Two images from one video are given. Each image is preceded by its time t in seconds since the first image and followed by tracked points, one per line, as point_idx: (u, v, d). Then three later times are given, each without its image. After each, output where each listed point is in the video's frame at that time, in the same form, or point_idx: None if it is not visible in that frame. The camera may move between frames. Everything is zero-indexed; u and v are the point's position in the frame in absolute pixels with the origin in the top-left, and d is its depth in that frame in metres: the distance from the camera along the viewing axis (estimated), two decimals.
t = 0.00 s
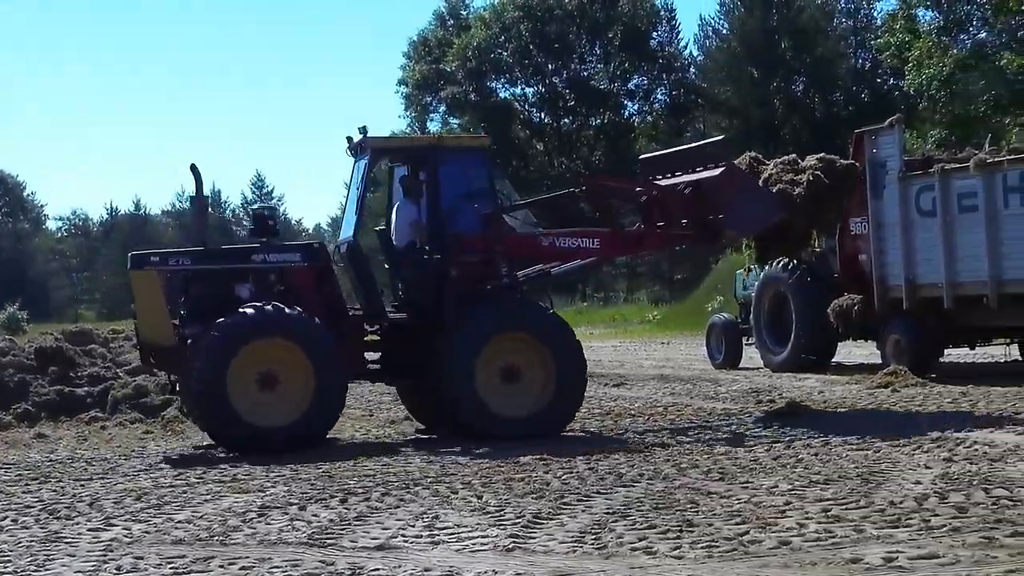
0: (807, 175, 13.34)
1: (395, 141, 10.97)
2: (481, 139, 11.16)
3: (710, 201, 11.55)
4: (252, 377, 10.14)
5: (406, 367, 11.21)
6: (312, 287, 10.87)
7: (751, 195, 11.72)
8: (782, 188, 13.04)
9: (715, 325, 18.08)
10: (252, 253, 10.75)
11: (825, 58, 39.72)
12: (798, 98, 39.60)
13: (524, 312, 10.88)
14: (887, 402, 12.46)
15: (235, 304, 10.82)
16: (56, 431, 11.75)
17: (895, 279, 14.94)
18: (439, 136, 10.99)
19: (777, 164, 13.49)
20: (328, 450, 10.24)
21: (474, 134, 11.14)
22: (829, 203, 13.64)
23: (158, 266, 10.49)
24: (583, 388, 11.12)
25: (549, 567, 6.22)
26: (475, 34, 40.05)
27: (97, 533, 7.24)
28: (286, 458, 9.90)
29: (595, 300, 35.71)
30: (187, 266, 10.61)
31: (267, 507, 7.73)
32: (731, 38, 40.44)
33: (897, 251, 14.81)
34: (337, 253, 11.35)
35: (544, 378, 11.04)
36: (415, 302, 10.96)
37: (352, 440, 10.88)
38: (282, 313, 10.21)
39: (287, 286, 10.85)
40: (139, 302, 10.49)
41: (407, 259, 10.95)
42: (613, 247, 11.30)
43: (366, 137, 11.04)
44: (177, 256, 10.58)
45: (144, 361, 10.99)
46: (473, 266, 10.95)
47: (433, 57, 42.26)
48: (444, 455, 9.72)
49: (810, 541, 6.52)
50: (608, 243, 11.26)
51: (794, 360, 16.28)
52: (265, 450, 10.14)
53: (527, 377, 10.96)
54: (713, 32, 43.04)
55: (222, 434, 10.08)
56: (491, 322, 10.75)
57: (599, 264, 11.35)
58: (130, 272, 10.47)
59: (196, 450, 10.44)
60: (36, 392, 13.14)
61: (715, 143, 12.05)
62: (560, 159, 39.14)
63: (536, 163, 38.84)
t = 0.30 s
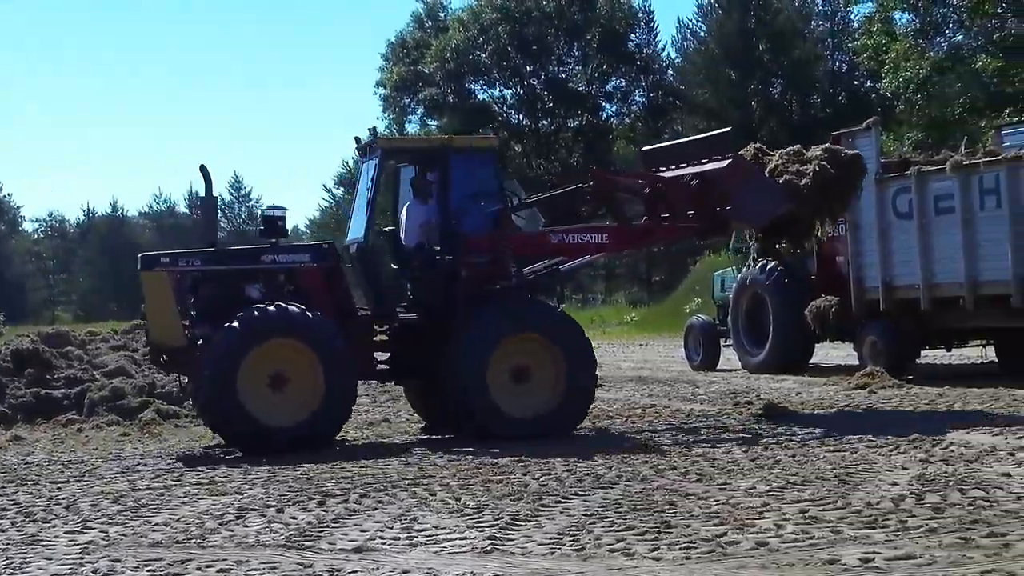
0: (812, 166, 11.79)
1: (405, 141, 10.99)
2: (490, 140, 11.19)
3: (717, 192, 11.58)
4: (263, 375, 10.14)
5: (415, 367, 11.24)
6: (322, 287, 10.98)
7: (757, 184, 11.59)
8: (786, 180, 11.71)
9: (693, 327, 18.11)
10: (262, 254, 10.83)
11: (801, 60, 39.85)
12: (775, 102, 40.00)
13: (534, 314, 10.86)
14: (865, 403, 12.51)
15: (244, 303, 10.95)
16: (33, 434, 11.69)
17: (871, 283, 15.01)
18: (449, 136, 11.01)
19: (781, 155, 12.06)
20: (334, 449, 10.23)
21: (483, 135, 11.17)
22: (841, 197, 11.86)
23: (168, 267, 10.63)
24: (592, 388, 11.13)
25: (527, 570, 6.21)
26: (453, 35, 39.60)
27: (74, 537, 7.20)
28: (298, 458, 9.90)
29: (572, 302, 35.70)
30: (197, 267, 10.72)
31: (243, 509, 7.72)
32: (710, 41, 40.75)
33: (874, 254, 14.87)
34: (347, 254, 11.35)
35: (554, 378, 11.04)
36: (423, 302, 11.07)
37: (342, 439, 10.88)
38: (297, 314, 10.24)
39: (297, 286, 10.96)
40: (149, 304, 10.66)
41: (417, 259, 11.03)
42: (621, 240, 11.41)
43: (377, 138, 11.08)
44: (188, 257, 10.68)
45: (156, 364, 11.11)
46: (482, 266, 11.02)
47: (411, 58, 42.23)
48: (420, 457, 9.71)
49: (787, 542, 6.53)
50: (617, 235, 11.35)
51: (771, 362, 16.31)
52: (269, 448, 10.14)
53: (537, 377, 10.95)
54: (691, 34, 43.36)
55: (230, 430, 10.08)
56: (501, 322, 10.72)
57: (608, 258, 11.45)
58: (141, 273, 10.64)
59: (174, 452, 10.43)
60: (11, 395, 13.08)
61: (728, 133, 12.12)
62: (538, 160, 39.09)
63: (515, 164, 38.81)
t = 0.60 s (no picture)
0: (811, 158, 12.12)
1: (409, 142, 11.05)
2: (493, 141, 11.33)
3: (717, 183, 11.73)
4: (265, 375, 10.19)
5: (419, 366, 11.20)
6: (323, 287, 11.08)
7: (756, 175, 11.78)
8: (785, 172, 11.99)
9: (665, 328, 18.14)
10: (264, 254, 10.93)
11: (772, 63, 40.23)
12: (748, 104, 40.22)
13: (540, 314, 10.86)
14: (837, 404, 12.56)
15: (246, 304, 11.10)
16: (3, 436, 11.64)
17: (842, 283, 15.09)
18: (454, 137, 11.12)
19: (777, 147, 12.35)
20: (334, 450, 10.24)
21: (486, 136, 11.31)
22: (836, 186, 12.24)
23: (171, 268, 10.69)
24: (596, 389, 11.12)
25: (500, 571, 6.20)
26: (426, 37, 39.75)
27: (44, 539, 7.18)
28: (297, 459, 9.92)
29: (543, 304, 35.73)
30: (200, 267, 10.81)
31: (215, 511, 7.71)
32: (682, 44, 40.76)
33: (846, 256, 14.92)
34: (347, 255, 11.45)
35: (559, 378, 11.02)
36: (426, 302, 11.11)
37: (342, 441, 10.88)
38: (301, 315, 10.28)
39: (299, 286, 11.09)
40: (151, 304, 10.74)
41: (421, 259, 11.06)
42: (622, 236, 11.42)
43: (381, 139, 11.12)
44: (191, 257, 10.77)
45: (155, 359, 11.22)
46: (484, 265, 11.09)
47: (383, 60, 42.22)
48: (392, 458, 9.71)
49: (758, 542, 6.55)
50: (618, 231, 11.39)
51: (743, 361, 16.33)
52: (269, 448, 10.16)
53: (541, 376, 10.94)
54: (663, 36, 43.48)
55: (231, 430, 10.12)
56: (506, 322, 10.72)
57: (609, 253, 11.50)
58: (144, 274, 10.68)
59: (147, 454, 10.41)
60: None
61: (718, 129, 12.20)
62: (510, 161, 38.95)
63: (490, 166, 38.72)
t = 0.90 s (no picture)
0: (804, 148, 12.26)
1: (410, 141, 11.08)
2: (492, 141, 11.35)
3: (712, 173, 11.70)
4: (269, 376, 10.20)
5: (418, 366, 11.21)
6: (324, 288, 11.01)
7: (750, 165, 11.79)
8: (778, 162, 12.12)
9: (635, 329, 18.17)
10: (264, 254, 10.86)
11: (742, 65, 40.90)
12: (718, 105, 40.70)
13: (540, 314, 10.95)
14: (806, 405, 12.61)
15: (246, 304, 10.98)
16: None
17: (811, 285, 15.18)
18: (453, 137, 11.16)
19: (771, 139, 12.48)
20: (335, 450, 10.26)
21: (485, 136, 11.33)
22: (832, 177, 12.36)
23: (172, 268, 10.56)
24: (595, 388, 11.22)
25: (471, 573, 6.20)
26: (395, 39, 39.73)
27: (11, 542, 7.14)
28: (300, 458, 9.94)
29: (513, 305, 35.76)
30: (200, 267, 10.69)
31: (184, 514, 7.67)
32: (652, 45, 41.48)
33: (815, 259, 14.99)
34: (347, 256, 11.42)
35: (559, 377, 11.12)
36: (425, 302, 11.13)
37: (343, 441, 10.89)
38: (303, 315, 10.28)
39: (300, 286, 11.01)
40: (151, 305, 10.60)
41: (421, 260, 11.05)
42: (620, 229, 11.37)
43: (381, 139, 11.14)
44: (191, 257, 10.65)
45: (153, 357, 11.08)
46: (483, 265, 11.12)
47: (352, 61, 42.18)
48: (362, 460, 9.70)
49: (727, 543, 6.57)
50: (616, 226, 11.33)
51: (713, 363, 16.34)
52: (269, 448, 10.17)
53: (542, 375, 11.04)
54: (633, 38, 43.75)
55: (233, 429, 10.12)
56: (507, 322, 10.80)
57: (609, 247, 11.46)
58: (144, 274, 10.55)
59: (115, 456, 10.36)
60: None
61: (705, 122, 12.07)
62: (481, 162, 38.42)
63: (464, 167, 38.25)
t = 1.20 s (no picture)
0: (793, 137, 12.02)
1: (406, 142, 11.14)
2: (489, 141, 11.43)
3: (702, 163, 11.68)
4: (270, 377, 10.22)
5: (416, 365, 11.21)
6: (322, 287, 11.07)
7: (740, 155, 11.74)
8: (768, 152, 11.93)
9: (604, 330, 18.20)
10: (263, 254, 10.91)
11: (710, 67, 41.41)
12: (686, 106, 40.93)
13: (540, 313, 11.02)
14: (774, 406, 12.65)
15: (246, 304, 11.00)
16: None
17: (778, 285, 15.22)
18: (451, 137, 11.24)
19: (759, 127, 12.25)
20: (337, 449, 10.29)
21: (482, 136, 11.40)
22: (824, 163, 12.16)
23: (172, 269, 10.57)
24: (593, 388, 11.30)
25: (440, 575, 6.20)
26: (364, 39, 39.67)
27: None
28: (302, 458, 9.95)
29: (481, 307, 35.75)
30: (199, 267, 10.73)
31: (151, 516, 7.65)
32: (619, 46, 41.68)
33: (782, 257, 15.01)
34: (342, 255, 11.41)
35: (558, 375, 11.21)
36: (422, 301, 11.13)
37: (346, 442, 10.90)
38: (303, 314, 10.31)
39: (298, 286, 11.06)
40: (151, 305, 10.56)
41: (417, 259, 11.06)
42: (613, 223, 11.51)
43: (377, 139, 11.18)
44: (189, 258, 10.67)
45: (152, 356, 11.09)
46: (481, 264, 11.21)
47: (321, 62, 42.09)
48: (330, 462, 9.67)
49: (696, 544, 6.58)
50: (610, 220, 11.47)
51: (682, 363, 16.40)
52: (270, 448, 10.17)
53: (541, 373, 11.13)
54: (601, 40, 43.83)
55: (233, 429, 10.12)
56: (507, 322, 10.88)
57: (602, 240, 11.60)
58: (144, 274, 10.55)
59: (82, 458, 10.32)
60: None
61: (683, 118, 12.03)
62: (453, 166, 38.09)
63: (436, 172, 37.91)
